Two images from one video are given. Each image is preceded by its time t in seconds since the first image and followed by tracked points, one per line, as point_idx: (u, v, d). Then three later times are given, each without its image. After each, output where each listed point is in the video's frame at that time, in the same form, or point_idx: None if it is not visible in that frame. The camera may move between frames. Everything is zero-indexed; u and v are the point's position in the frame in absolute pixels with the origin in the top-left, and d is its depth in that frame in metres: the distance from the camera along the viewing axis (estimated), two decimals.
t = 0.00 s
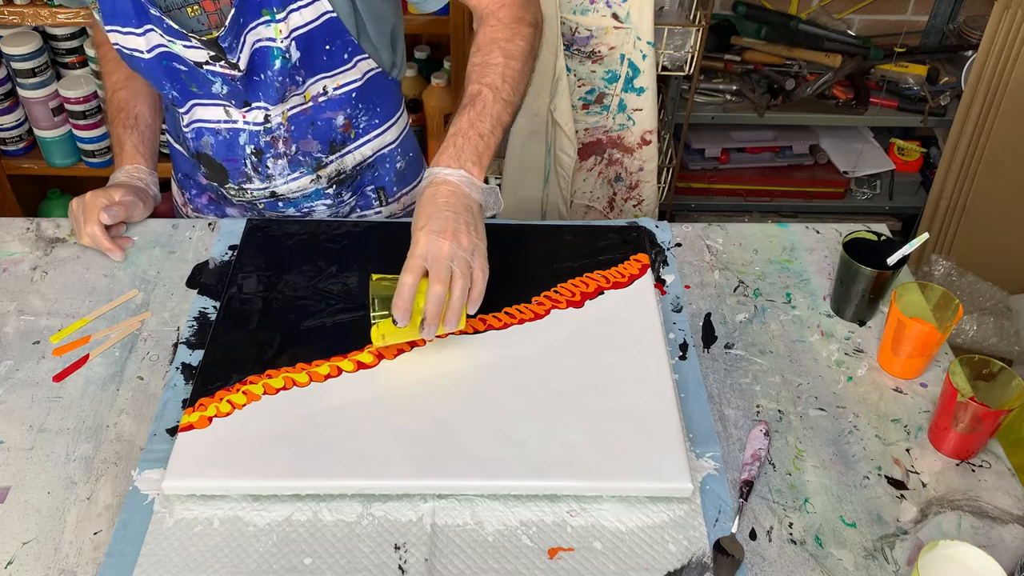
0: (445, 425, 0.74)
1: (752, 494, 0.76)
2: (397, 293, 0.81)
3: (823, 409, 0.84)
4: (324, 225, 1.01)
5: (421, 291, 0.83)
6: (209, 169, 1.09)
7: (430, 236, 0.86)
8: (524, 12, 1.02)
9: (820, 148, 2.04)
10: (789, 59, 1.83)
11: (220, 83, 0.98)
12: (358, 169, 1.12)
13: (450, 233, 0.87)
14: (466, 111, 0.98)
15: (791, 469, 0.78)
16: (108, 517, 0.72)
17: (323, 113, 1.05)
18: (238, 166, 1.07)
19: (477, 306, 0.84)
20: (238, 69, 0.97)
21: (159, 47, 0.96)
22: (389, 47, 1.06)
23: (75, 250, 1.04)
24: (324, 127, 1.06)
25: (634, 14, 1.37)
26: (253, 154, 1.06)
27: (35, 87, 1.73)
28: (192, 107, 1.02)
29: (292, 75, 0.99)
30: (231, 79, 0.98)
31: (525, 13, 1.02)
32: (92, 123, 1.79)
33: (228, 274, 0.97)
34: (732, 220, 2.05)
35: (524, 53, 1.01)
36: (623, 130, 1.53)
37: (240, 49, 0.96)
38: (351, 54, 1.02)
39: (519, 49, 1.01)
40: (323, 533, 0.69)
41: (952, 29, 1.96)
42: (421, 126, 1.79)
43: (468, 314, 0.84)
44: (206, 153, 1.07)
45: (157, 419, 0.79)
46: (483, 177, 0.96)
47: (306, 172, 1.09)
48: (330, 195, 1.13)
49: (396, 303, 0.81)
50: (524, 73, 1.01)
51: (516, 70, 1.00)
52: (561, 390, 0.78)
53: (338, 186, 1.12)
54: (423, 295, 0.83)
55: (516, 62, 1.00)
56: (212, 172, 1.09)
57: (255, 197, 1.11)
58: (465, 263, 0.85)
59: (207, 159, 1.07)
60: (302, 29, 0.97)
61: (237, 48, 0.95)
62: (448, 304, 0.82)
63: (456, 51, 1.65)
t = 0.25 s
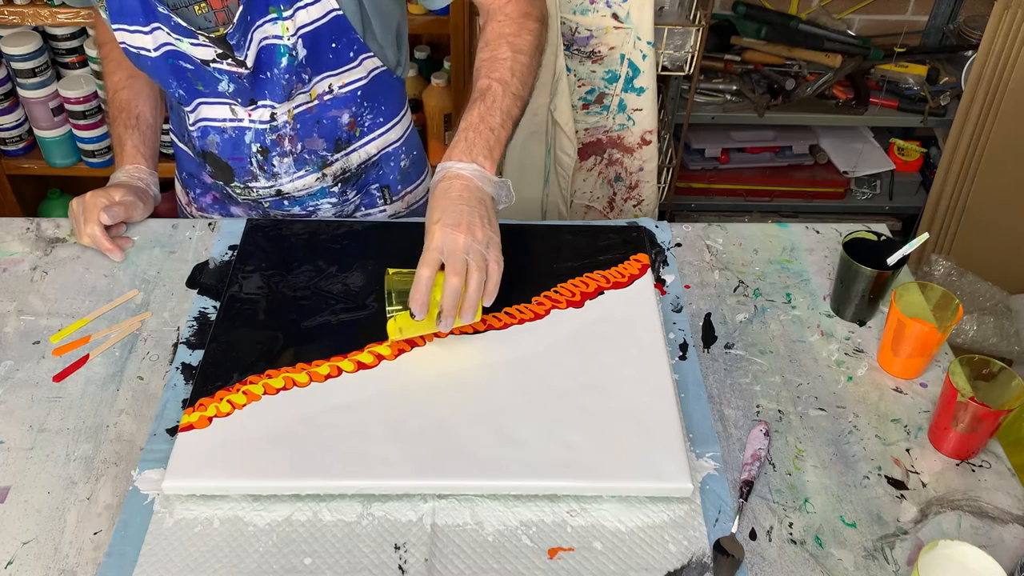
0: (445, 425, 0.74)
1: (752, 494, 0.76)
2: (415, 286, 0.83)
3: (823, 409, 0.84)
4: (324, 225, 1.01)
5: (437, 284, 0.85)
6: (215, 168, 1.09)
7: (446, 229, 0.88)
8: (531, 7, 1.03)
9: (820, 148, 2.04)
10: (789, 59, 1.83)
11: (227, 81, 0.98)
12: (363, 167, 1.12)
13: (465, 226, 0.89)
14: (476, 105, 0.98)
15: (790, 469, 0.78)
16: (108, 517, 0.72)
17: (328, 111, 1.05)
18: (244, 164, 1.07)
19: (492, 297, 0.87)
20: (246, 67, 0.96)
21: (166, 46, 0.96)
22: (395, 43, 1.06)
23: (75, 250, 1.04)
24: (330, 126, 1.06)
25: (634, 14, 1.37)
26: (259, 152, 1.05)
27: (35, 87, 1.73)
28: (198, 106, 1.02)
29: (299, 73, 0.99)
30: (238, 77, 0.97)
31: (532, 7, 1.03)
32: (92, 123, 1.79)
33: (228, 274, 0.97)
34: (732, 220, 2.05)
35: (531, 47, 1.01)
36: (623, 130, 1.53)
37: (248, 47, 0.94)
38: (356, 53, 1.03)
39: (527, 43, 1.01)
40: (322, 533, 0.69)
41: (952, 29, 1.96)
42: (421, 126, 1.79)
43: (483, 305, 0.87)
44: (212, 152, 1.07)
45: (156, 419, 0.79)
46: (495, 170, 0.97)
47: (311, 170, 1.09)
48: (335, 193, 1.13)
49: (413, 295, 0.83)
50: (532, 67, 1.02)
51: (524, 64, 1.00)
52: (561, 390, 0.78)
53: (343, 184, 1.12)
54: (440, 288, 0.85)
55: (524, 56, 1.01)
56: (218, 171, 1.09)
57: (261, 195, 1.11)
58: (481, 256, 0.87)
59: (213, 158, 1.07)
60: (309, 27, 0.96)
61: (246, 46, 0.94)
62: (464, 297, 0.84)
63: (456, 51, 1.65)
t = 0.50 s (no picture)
0: (445, 425, 0.74)
1: (752, 494, 0.76)
2: (433, 278, 0.84)
3: (823, 409, 0.84)
4: (324, 225, 1.01)
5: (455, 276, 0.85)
6: (220, 167, 1.09)
7: (462, 220, 0.88)
8: None
9: (820, 148, 2.04)
10: (789, 59, 1.84)
11: (232, 79, 0.98)
12: (367, 165, 1.12)
13: (481, 217, 0.89)
14: (486, 98, 0.98)
15: (790, 469, 0.78)
16: (108, 517, 0.72)
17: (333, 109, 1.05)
18: (249, 163, 1.07)
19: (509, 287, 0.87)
20: (252, 65, 0.97)
21: (172, 45, 0.96)
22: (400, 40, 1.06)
23: (75, 250, 1.04)
24: (335, 123, 1.06)
25: (634, 14, 1.37)
26: (265, 150, 1.05)
27: (35, 87, 1.73)
28: (203, 105, 1.02)
29: (304, 71, 1.00)
30: (243, 75, 0.98)
31: None
32: (92, 123, 1.79)
33: (228, 274, 0.97)
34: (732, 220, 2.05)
35: (539, 40, 1.01)
36: (623, 130, 1.53)
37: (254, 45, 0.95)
38: (361, 50, 1.03)
39: (535, 35, 1.01)
40: (322, 533, 0.69)
41: (952, 29, 1.96)
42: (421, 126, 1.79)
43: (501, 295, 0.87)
44: (217, 151, 1.06)
45: (156, 419, 0.79)
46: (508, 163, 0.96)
47: (317, 168, 1.09)
48: (340, 190, 1.13)
49: (431, 287, 0.83)
50: (541, 59, 1.01)
51: (534, 56, 1.00)
52: (562, 390, 0.78)
53: (347, 182, 1.12)
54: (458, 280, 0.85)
55: (532, 49, 1.00)
56: (223, 170, 1.09)
57: (266, 193, 1.11)
58: (498, 247, 0.87)
59: (218, 157, 1.07)
60: (314, 25, 0.97)
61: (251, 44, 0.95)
62: (482, 288, 0.85)
63: (456, 51, 1.65)
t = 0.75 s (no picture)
0: (445, 426, 0.74)
1: (752, 494, 0.76)
2: (451, 271, 0.84)
3: (823, 409, 0.84)
4: (323, 225, 1.01)
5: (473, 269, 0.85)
6: (223, 165, 1.09)
7: (478, 214, 0.88)
8: None
9: (820, 148, 2.04)
10: (789, 59, 1.84)
11: (237, 78, 0.98)
12: (370, 164, 1.12)
13: (496, 211, 0.89)
14: (496, 92, 0.98)
15: (790, 469, 0.78)
16: (108, 517, 0.72)
17: (337, 107, 1.05)
18: (252, 162, 1.07)
19: (525, 281, 0.87)
20: (256, 63, 0.96)
21: (176, 44, 0.96)
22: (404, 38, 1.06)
23: (75, 250, 1.04)
24: (338, 122, 1.06)
25: (634, 14, 1.37)
26: (268, 149, 1.05)
27: (35, 87, 1.73)
28: (207, 104, 1.02)
29: (308, 70, 1.00)
30: (248, 74, 0.98)
31: None
32: (92, 123, 1.79)
33: (228, 274, 0.97)
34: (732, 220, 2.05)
35: (545, 34, 1.02)
36: (623, 130, 1.53)
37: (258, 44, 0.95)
38: (365, 49, 1.03)
39: (541, 30, 1.01)
40: (322, 533, 0.69)
41: (952, 28, 1.96)
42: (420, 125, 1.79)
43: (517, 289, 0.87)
44: (220, 149, 1.06)
45: (156, 419, 0.79)
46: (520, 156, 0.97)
47: (320, 167, 1.09)
48: (343, 189, 1.13)
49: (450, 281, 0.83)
50: (547, 53, 1.02)
51: (541, 50, 1.01)
52: (562, 390, 0.78)
53: (350, 180, 1.12)
54: (476, 273, 0.85)
55: (539, 43, 1.01)
56: (227, 168, 1.09)
57: (270, 193, 1.11)
58: (513, 240, 0.87)
59: (222, 156, 1.07)
60: (318, 24, 0.97)
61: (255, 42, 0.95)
62: (500, 281, 0.85)
63: (456, 51, 1.65)
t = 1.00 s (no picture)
0: (445, 426, 0.74)
1: (752, 494, 0.76)
2: (469, 265, 0.84)
3: (823, 409, 0.84)
4: (323, 225, 1.01)
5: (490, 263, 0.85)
6: (226, 165, 1.09)
7: (493, 209, 0.88)
8: None
9: (820, 148, 2.04)
10: (789, 59, 1.84)
11: (240, 77, 0.98)
12: (373, 163, 1.13)
13: (511, 205, 0.89)
14: (506, 87, 0.98)
15: (791, 469, 0.78)
16: (108, 517, 0.72)
17: (341, 106, 1.05)
18: (256, 162, 1.07)
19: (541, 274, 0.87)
20: (261, 63, 0.97)
21: (180, 43, 0.96)
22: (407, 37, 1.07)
23: (75, 250, 1.04)
24: (341, 121, 1.06)
25: (634, 14, 1.37)
26: (272, 149, 1.05)
27: (35, 87, 1.73)
28: (210, 103, 1.02)
29: (312, 69, 1.00)
30: (252, 73, 0.98)
31: None
32: (92, 123, 1.79)
33: (228, 274, 0.97)
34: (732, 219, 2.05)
35: (552, 30, 1.02)
36: (623, 130, 1.53)
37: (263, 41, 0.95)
38: (368, 48, 1.03)
39: (548, 25, 1.02)
40: (322, 533, 0.69)
41: (952, 28, 1.96)
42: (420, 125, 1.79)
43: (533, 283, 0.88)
44: (223, 149, 1.06)
45: (156, 419, 0.79)
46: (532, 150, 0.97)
47: (323, 166, 1.09)
48: (346, 188, 1.12)
49: (468, 275, 0.83)
50: (555, 49, 1.02)
51: (549, 45, 1.01)
52: (562, 390, 0.78)
53: (354, 180, 1.12)
54: (493, 268, 0.86)
55: (547, 38, 1.01)
56: (230, 168, 1.09)
57: (273, 192, 1.11)
58: (529, 234, 0.87)
59: (225, 155, 1.07)
60: (323, 22, 0.97)
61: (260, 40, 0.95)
62: (517, 275, 0.85)
63: (456, 51, 1.65)
